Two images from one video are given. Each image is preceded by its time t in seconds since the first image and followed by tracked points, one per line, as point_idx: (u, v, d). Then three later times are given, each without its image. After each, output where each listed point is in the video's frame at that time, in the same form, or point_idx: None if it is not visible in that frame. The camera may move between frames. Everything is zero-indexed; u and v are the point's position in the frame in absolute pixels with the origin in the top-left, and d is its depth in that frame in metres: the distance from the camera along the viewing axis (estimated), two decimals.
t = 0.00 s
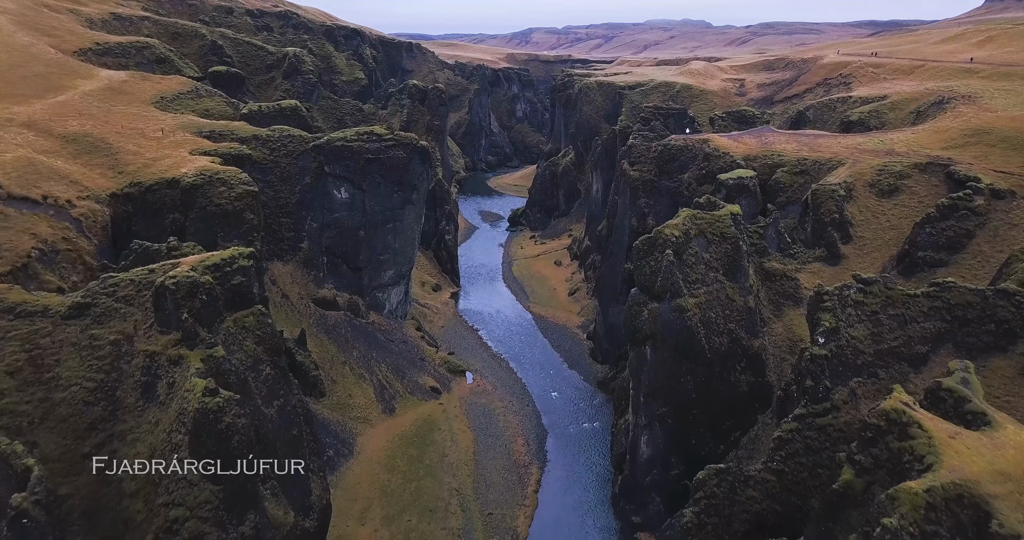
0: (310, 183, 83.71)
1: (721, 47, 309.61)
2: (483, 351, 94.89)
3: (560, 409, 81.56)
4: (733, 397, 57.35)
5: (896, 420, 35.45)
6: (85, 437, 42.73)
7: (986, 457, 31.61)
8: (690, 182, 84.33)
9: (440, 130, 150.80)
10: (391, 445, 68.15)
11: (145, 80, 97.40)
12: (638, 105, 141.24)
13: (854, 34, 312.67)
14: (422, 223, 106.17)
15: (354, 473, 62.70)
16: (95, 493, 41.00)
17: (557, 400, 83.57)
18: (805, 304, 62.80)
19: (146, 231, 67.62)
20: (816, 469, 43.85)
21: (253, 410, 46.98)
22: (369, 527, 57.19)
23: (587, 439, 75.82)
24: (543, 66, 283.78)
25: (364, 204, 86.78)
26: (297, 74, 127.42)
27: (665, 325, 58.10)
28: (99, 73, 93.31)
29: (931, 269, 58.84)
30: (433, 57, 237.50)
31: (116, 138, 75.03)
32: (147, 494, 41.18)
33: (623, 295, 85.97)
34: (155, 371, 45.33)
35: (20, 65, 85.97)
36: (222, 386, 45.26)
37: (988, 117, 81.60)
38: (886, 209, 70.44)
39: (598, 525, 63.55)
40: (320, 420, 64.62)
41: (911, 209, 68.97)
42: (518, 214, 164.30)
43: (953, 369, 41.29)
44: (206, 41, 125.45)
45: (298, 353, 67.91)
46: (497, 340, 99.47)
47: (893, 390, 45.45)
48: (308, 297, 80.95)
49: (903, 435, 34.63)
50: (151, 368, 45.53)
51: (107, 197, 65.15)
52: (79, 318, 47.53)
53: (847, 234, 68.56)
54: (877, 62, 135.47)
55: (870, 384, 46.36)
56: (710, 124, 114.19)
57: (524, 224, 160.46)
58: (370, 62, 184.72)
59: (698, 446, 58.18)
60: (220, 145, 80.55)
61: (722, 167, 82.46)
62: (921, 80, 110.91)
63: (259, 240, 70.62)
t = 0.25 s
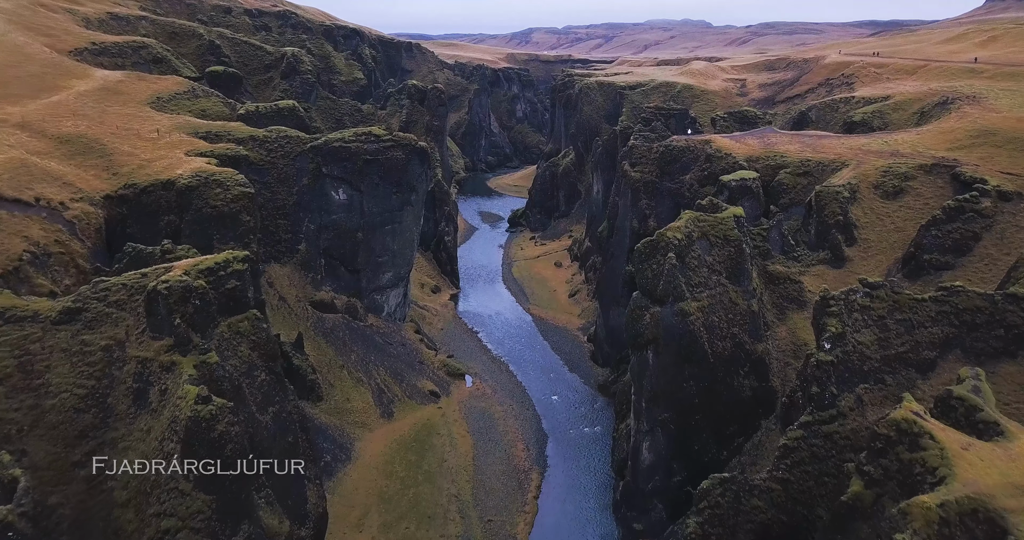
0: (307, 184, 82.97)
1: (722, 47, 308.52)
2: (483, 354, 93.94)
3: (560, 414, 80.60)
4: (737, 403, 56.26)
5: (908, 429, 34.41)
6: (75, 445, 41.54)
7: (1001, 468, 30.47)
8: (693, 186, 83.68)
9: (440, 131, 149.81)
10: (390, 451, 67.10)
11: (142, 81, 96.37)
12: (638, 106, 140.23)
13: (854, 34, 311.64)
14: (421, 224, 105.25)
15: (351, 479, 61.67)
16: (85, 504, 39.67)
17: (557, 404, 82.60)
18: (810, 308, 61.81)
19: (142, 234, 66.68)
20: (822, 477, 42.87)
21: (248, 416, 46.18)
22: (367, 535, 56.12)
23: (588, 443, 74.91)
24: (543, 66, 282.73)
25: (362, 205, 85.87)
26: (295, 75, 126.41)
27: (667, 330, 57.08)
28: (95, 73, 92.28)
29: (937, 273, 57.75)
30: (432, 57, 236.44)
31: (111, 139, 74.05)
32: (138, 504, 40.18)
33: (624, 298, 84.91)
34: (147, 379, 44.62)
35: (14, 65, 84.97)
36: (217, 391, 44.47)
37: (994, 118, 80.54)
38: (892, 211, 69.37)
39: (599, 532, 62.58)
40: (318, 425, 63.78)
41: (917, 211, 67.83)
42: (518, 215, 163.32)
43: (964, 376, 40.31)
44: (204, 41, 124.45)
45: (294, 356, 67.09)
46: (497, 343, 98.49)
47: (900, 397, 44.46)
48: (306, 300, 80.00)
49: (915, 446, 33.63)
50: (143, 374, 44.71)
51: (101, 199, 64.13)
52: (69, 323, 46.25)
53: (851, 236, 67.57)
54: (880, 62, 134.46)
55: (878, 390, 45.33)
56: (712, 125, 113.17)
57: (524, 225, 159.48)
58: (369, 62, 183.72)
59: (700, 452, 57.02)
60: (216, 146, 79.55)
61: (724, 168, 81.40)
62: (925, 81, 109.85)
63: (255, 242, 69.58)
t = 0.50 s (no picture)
0: (305, 186, 81.44)
1: (722, 47, 307.65)
2: (483, 357, 92.91)
3: (560, 418, 79.61)
4: (740, 409, 55.24)
5: (919, 440, 33.45)
6: (65, 453, 40.39)
7: (1016, 482, 29.49)
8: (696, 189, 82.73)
9: (439, 131, 148.80)
10: (388, 456, 66.09)
11: (138, 81, 95.34)
12: (639, 106, 139.22)
13: (855, 34, 310.66)
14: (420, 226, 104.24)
15: (348, 485, 60.64)
16: (74, 514, 38.51)
17: (557, 408, 81.67)
18: (814, 312, 60.82)
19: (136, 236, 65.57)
20: (828, 486, 41.88)
21: (241, 423, 45.13)
22: None
23: (589, 448, 73.90)
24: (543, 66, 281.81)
25: (359, 207, 84.82)
26: (294, 75, 125.40)
27: (669, 334, 55.97)
28: (90, 74, 91.23)
29: (943, 276, 56.71)
30: (432, 57, 235.40)
31: (105, 140, 73.02)
32: (129, 513, 39.02)
33: (625, 300, 83.79)
34: (139, 385, 43.39)
35: (8, 65, 83.92)
36: (208, 400, 43.37)
37: (999, 119, 79.53)
38: (897, 214, 68.22)
39: None
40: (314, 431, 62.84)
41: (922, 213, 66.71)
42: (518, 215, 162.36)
43: (975, 384, 39.31)
44: (202, 41, 123.42)
45: (291, 361, 66.05)
46: (497, 346, 97.55)
47: (908, 404, 43.54)
48: (303, 303, 79.00)
49: (926, 458, 32.65)
50: (136, 381, 43.54)
51: (95, 201, 62.98)
52: (60, 329, 45.07)
53: (856, 239, 66.55)
54: (882, 62, 133.47)
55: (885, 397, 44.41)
56: (713, 125, 112.16)
57: (524, 226, 158.46)
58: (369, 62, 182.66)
59: (704, 459, 55.91)
60: (212, 147, 78.55)
61: (726, 170, 80.31)
62: (929, 81, 108.83)
63: (252, 244, 68.62)
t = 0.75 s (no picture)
0: (302, 187, 80.11)
1: (722, 47, 306.82)
2: (482, 360, 91.87)
3: (560, 423, 78.48)
4: (744, 415, 53.91)
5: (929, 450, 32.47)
6: (55, 462, 39.10)
7: None
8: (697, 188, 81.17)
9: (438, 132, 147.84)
10: (385, 461, 64.97)
11: (134, 81, 94.32)
12: (639, 106, 138.20)
13: (856, 34, 309.79)
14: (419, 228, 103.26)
15: (346, 491, 59.59)
16: (63, 525, 37.42)
17: (558, 412, 80.59)
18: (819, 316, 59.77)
19: (130, 239, 64.12)
20: (835, 496, 40.80)
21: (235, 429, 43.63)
22: None
23: (589, 454, 72.74)
24: (543, 66, 281.00)
25: (357, 209, 83.87)
26: (292, 75, 124.32)
27: (671, 339, 55.00)
28: (85, 74, 90.19)
29: (949, 280, 55.57)
30: (432, 57, 234.47)
31: (100, 140, 71.91)
32: (120, 523, 37.71)
33: (626, 303, 82.67)
34: (131, 392, 41.63)
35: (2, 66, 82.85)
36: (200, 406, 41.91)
37: (1005, 119, 78.43)
38: (903, 215, 66.97)
39: None
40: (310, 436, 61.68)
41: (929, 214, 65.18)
42: (518, 216, 161.30)
43: (986, 392, 37.86)
44: (199, 41, 122.37)
45: (288, 364, 64.94)
46: (496, 349, 96.51)
47: (917, 412, 42.06)
48: (301, 305, 77.94)
49: (938, 470, 31.58)
50: (128, 388, 41.87)
51: (88, 203, 61.63)
52: (50, 335, 43.61)
53: (861, 242, 65.43)
54: (884, 62, 132.51)
55: (893, 404, 42.98)
56: (715, 126, 111.13)
57: (524, 227, 157.36)
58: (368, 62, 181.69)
59: (707, 465, 54.67)
60: (208, 147, 77.37)
61: (729, 171, 79.23)
62: (932, 81, 107.82)
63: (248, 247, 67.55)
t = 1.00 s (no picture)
0: (300, 188, 79.44)
1: (722, 47, 305.75)
2: (482, 362, 90.97)
3: (560, 427, 77.51)
4: (747, 420, 52.94)
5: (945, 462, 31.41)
6: (44, 472, 37.60)
7: None
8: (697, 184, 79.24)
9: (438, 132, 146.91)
10: (383, 466, 63.97)
11: (130, 81, 93.36)
12: (640, 107, 137.26)
13: (857, 34, 308.64)
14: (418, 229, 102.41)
15: (343, 497, 58.56)
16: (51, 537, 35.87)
17: (558, 416, 79.67)
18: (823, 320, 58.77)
19: (125, 242, 63.06)
20: (842, 506, 39.90)
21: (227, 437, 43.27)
22: None
23: (590, 458, 71.82)
24: (544, 66, 280.07)
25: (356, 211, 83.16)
26: (290, 75, 123.37)
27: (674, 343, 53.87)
28: (81, 74, 89.20)
29: (956, 284, 54.15)
30: (431, 57, 233.57)
31: (94, 141, 70.84)
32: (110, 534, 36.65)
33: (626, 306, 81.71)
34: (123, 399, 40.91)
35: None
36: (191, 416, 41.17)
37: (1011, 120, 77.33)
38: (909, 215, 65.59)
39: None
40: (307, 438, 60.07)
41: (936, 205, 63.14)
42: (518, 217, 160.33)
43: (998, 400, 36.68)
44: (197, 41, 121.40)
45: (285, 368, 63.94)
46: (496, 351, 95.61)
47: (925, 419, 40.95)
48: (298, 308, 76.94)
49: (951, 482, 30.56)
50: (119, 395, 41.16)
51: (82, 205, 60.48)
52: (39, 340, 41.90)
53: (865, 244, 64.35)
54: (886, 62, 131.55)
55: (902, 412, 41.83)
56: (716, 126, 110.18)
57: (524, 228, 156.40)
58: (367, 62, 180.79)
59: (711, 472, 53.57)
60: (204, 149, 76.34)
61: (731, 172, 78.21)
62: (935, 82, 106.77)
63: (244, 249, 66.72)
